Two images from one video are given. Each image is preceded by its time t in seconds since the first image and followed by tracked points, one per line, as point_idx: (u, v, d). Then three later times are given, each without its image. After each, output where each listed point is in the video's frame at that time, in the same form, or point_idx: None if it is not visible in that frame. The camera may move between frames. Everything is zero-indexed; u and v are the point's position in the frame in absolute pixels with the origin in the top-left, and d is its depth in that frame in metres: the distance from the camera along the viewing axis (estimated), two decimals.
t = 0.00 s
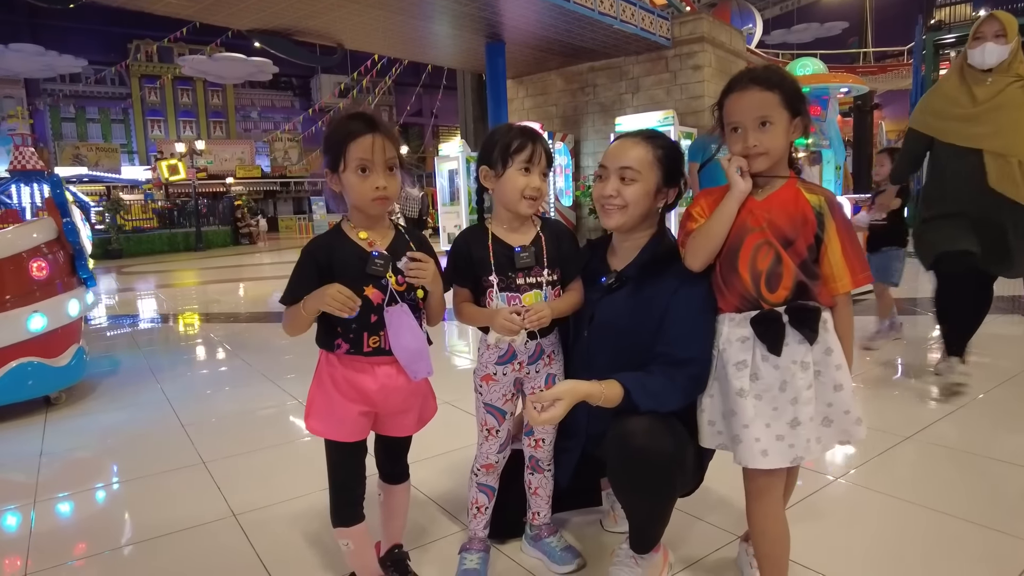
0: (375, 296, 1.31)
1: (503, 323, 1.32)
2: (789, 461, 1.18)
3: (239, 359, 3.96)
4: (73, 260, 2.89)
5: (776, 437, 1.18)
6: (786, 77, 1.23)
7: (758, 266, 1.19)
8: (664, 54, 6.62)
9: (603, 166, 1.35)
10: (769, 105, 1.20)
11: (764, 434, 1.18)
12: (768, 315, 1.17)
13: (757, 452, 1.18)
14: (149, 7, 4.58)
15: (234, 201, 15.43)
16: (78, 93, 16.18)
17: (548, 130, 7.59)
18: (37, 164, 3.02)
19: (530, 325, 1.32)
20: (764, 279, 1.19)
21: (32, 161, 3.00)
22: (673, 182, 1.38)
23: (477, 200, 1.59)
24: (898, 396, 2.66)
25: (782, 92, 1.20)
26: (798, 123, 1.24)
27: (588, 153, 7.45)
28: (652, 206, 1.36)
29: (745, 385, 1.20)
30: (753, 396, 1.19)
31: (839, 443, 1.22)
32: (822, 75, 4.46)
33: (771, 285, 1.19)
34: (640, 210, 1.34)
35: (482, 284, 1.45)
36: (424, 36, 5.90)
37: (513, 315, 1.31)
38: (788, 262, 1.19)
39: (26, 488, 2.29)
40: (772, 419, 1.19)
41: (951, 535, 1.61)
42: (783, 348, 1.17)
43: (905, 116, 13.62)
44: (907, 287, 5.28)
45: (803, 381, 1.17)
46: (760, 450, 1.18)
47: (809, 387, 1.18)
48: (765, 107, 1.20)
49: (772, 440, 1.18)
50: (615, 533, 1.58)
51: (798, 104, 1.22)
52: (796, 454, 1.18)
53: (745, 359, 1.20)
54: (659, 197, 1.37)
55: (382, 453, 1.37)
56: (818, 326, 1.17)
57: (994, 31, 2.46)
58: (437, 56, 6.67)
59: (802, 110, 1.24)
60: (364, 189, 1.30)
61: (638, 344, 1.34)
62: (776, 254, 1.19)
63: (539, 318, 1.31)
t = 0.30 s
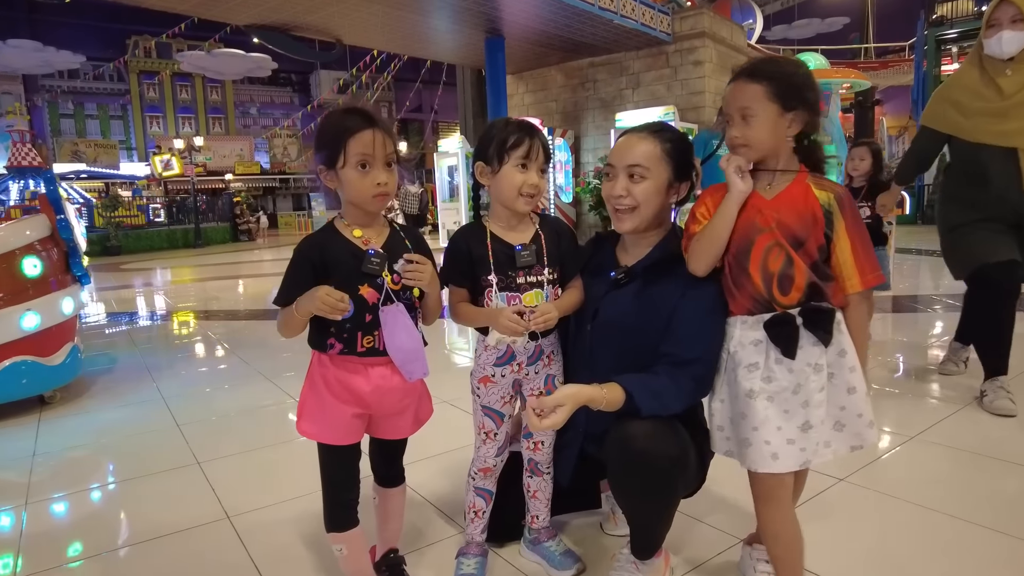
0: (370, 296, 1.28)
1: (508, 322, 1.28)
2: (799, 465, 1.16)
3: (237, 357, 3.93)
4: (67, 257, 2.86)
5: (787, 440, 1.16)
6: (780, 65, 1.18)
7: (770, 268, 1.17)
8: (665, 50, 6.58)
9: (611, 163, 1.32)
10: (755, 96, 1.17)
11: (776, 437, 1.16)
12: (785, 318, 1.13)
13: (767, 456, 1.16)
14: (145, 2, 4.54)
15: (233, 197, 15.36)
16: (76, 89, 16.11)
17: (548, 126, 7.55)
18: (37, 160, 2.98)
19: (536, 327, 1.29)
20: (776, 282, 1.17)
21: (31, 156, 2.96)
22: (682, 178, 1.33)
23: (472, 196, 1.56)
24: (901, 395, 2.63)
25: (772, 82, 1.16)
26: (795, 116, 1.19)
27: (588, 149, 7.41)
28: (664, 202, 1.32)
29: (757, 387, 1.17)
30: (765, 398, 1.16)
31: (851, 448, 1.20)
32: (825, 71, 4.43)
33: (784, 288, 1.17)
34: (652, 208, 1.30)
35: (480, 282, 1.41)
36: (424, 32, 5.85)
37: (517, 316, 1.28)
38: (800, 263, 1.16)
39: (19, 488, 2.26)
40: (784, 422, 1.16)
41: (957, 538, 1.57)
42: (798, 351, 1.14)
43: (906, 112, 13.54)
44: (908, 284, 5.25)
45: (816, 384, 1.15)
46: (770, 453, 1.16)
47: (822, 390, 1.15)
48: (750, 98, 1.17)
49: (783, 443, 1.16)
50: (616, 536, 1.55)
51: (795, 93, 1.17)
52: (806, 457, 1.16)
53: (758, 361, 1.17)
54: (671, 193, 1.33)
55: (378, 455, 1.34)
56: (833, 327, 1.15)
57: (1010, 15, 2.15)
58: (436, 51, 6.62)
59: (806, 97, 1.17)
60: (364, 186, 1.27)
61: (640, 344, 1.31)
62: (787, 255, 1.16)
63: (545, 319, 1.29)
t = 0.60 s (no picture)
0: (365, 298, 1.25)
1: (506, 326, 1.25)
2: (823, 480, 1.13)
3: (234, 356, 3.90)
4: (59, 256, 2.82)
5: (814, 454, 1.13)
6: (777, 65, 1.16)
7: (811, 294, 1.10)
8: (664, 47, 6.55)
9: (619, 164, 1.28)
10: (748, 86, 1.16)
11: (802, 450, 1.13)
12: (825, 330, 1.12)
13: (787, 467, 1.14)
14: None
15: (230, 195, 15.26)
16: (73, 86, 16.03)
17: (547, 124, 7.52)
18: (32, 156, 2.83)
19: (534, 331, 1.27)
20: (819, 305, 1.11)
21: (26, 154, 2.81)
22: (692, 183, 1.29)
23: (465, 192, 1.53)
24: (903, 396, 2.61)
25: (767, 75, 1.14)
26: (796, 105, 1.13)
27: (587, 147, 7.37)
28: (671, 207, 1.28)
29: (786, 398, 1.14)
30: (794, 410, 1.13)
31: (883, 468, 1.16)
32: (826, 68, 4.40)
33: (827, 307, 1.11)
34: (657, 212, 1.26)
35: (474, 284, 1.38)
36: (421, 28, 5.81)
37: (515, 320, 1.25)
38: (839, 277, 1.09)
39: (9, 490, 2.22)
40: (813, 436, 1.13)
41: (962, 543, 1.54)
42: (835, 364, 1.11)
43: (905, 110, 13.49)
44: (908, 282, 5.22)
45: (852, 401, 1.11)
46: (791, 465, 1.13)
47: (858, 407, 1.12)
48: (746, 86, 1.16)
49: (808, 456, 1.13)
50: (614, 542, 1.52)
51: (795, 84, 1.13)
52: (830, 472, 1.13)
53: (790, 371, 1.14)
54: (678, 197, 1.29)
55: (371, 460, 1.31)
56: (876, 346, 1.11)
57: None
58: (435, 48, 6.58)
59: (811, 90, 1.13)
60: (359, 185, 1.23)
61: (639, 347, 1.29)
62: (826, 275, 1.09)
63: (543, 322, 1.27)
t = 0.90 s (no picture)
0: (359, 305, 1.21)
1: (503, 335, 1.23)
2: (839, 488, 1.10)
3: (229, 357, 3.86)
4: (48, 257, 2.78)
5: (833, 460, 1.10)
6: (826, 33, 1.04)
7: (848, 281, 1.07)
8: (663, 46, 6.51)
9: (630, 168, 1.24)
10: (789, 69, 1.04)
11: (820, 453, 1.10)
12: (848, 331, 1.08)
13: (804, 469, 1.11)
14: None
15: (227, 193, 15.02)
16: (68, 84, 15.88)
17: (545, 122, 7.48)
18: (29, 154, 2.74)
19: (531, 338, 1.24)
20: (855, 293, 1.07)
21: (22, 151, 2.71)
22: (704, 197, 1.24)
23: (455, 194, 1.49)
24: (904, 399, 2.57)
25: (816, 52, 1.02)
26: (855, 84, 1.03)
27: (585, 146, 7.33)
28: (679, 220, 1.24)
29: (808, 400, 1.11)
30: (816, 413, 1.11)
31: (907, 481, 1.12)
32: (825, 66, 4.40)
33: (866, 300, 1.07)
34: (665, 224, 1.22)
35: (467, 288, 1.34)
36: (417, 26, 5.77)
37: (511, 328, 1.23)
38: (883, 270, 1.06)
39: None
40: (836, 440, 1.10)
41: (956, 549, 1.51)
42: (859, 371, 1.07)
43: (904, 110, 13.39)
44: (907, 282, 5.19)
45: (878, 412, 1.07)
46: (809, 467, 1.11)
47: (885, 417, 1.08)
48: (792, 74, 1.03)
49: (827, 461, 1.10)
50: (614, 554, 1.48)
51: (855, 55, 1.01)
52: (849, 481, 1.10)
53: (814, 371, 1.11)
54: (687, 211, 1.24)
55: (363, 472, 1.27)
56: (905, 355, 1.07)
57: None
58: (432, 46, 6.54)
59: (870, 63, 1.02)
60: (351, 186, 1.19)
61: (635, 355, 1.26)
62: (869, 262, 1.06)
63: (541, 329, 1.24)
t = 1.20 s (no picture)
0: (347, 312, 1.16)
1: (496, 345, 1.19)
2: (823, 516, 1.05)
3: (222, 358, 3.81)
4: (34, 258, 2.73)
5: (817, 486, 1.05)
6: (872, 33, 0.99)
7: (818, 296, 1.06)
8: (660, 45, 6.48)
9: (632, 176, 1.21)
10: (820, 83, 1.01)
11: (804, 478, 1.05)
12: (826, 349, 1.05)
13: (787, 495, 1.05)
14: None
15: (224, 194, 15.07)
16: (63, 83, 15.63)
17: (542, 122, 7.44)
18: (20, 153, 2.73)
19: (526, 345, 1.20)
20: (823, 311, 1.06)
21: (14, 151, 2.70)
22: (710, 211, 1.19)
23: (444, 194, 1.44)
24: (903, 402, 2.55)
25: (849, 63, 0.98)
26: (892, 100, 0.99)
27: (583, 145, 7.29)
28: (680, 233, 1.20)
29: (794, 420, 1.06)
30: (802, 434, 1.06)
31: (892, 508, 1.07)
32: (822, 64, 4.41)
33: (834, 320, 1.05)
34: (664, 237, 1.18)
35: (458, 293, 1.29)
36: (414, 25, 5.72)
37: (505, 337, 1.19)
38: (853, 293, 1.04)
39: None
40: (821, 465, 1.05)
41: (964, 561, 1.49)
42: (837, 391, 1.04)
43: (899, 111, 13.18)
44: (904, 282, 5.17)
45: (861, 433, 1.03)
46: (792, 493, 1.05)
47: (867, 441, 1.04)
48: (823, 89, 1.00)
49: (810, 487, 1.05)
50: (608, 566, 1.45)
51: (899, 67, 0.97)
52: (833, 508, 1.05)
53: (796, 391, 1.07)
54: (690, 224, 1.19)
55: (351, 485, 1.23)
56: (888, 375, 1.03)
57: None
58: (429, 45, 6.48)
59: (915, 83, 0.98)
60: (338, 186, 1.15)
61: (629, 366, 1.22)
62: (841, 283, 1.04)
63: (536, 335, 1.20)
